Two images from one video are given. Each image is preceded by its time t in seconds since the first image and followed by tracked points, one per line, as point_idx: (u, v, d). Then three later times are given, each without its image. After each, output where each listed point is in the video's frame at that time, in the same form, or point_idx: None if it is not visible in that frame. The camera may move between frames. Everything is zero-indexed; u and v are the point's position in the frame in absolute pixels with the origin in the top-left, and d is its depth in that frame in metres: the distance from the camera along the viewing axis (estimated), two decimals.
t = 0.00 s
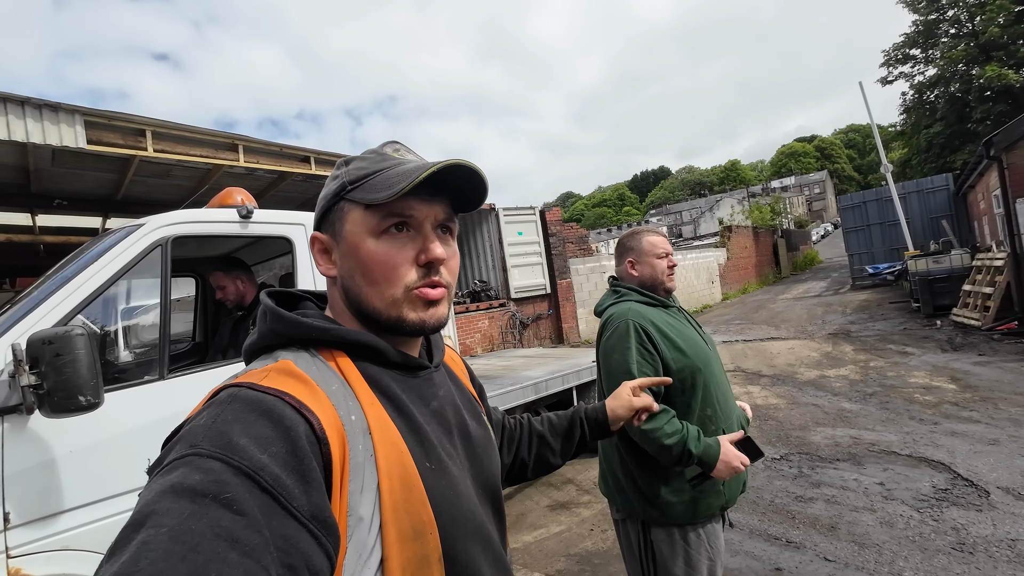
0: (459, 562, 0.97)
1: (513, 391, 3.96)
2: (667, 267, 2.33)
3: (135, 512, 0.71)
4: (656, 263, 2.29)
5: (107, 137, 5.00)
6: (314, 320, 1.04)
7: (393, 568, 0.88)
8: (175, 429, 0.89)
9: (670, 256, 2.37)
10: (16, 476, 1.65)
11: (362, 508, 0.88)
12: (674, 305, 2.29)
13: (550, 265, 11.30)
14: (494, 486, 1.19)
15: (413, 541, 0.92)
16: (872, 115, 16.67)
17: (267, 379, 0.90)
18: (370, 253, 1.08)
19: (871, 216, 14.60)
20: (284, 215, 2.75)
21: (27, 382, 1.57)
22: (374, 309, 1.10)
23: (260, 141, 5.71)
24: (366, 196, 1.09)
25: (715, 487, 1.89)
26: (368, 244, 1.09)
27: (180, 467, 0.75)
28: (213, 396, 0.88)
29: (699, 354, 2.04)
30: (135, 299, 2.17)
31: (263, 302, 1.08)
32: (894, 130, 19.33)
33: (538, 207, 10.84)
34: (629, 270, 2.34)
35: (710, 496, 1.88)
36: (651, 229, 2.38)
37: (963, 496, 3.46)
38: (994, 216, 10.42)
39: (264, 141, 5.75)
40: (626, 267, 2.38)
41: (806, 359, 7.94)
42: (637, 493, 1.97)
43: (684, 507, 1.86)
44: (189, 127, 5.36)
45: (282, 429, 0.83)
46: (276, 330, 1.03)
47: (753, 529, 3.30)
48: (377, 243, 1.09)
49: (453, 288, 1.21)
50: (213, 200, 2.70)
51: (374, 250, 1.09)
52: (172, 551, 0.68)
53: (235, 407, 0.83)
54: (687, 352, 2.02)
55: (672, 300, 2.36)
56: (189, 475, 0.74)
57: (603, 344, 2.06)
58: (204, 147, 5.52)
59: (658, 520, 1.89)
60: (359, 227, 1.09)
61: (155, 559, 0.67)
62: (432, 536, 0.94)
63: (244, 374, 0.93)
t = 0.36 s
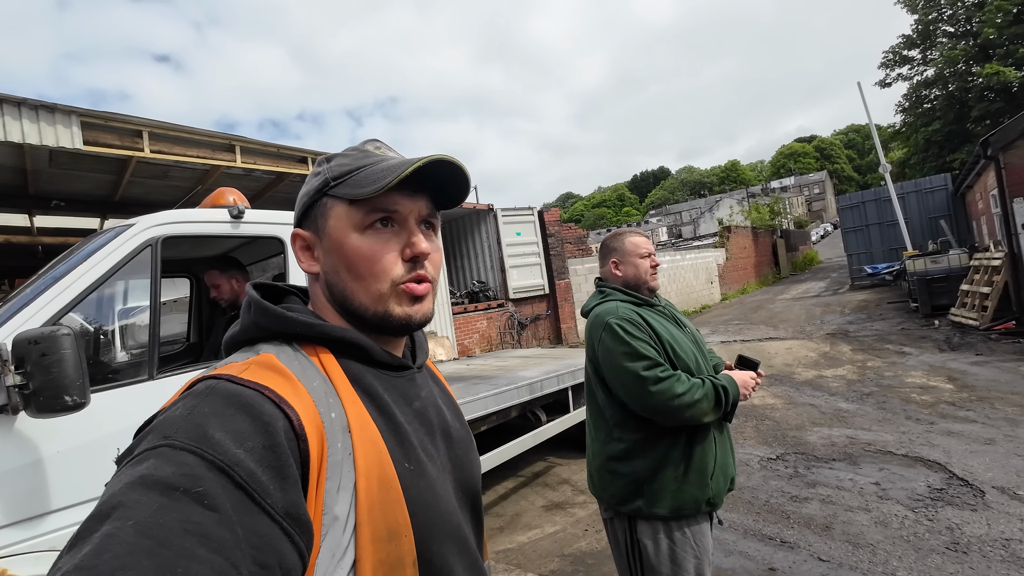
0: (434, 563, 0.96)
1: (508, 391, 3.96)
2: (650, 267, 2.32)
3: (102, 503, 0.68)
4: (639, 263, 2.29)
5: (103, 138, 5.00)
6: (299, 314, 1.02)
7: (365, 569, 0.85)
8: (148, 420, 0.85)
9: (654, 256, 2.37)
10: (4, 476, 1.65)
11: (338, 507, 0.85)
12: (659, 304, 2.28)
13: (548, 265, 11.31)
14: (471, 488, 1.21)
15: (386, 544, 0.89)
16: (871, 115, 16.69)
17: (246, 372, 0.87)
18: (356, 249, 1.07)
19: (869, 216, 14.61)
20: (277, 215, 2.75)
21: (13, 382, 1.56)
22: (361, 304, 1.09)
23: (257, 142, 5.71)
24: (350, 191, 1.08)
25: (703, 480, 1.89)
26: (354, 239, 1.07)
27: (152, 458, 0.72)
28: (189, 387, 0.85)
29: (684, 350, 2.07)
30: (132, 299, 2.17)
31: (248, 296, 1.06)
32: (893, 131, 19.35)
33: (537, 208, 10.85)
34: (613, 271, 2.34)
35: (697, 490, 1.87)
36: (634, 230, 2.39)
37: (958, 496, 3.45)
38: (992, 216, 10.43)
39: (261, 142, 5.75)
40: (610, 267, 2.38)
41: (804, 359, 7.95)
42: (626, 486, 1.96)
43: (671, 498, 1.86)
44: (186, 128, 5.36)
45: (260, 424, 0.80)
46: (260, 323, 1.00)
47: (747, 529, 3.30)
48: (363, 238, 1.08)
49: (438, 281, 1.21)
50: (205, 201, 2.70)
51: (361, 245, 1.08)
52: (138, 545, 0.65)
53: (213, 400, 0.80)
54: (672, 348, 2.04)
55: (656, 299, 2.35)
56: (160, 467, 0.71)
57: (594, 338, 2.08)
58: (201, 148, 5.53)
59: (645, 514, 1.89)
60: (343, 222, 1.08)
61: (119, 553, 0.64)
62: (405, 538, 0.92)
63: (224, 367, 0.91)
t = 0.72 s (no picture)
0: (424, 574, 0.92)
1: (504, 394, 3.91)
2: (636, 270, 2.25)
3: (86, 513, 0.63)
4: (622, 267, 2.24)
5: (97, 139, 4.95)
6: (292, 325, 0.97)
7: None
8: (134, 431, 0.81)
9: (642, 258, 2.28)
10: None
11: (327, 519, 0.80)
12: (649, 309, 2.22)
13: (546, 266, 11.26)
14: (462, 501, 1.17)
15: (374, 558, 0.84)
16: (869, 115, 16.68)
17: (239, 382, 0.83)
18: (361, 259, 1.03)
19: (869, 216, 14.58)
20: (266, 216, 2.69)
21: None
22: (362, 316, 1.04)
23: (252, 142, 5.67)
24: (359, 201, 1.05)
25: (693, 492, 1.83)
26: (361, 249, 1.03)
27: (140, 468, 0.68)
28: (180, 397, 0.81)
29: (675, 356, 2.03)
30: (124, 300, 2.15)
31: (240, 304, 1.00)
32: (892, 131, 19.33)
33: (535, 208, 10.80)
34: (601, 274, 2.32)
35: (690, 502, 1.83)
36: (628, 233, 2.33)
37: (960, 500, 3.41)
38: (991, 215, 10.39)
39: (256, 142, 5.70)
40: (599, 271, 2.36)
41: (803, 360, 7.90)
42: (618, 496, 1.91)
43: (663, 510, 1.81)
44: (180, 128, 5.31)
45: (251, 432, 0.76)
46: (251, 332, 0.95)
47: (746, 534, 3.25)
48: (369, 248, 1.05)
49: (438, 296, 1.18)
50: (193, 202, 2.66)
51: (366, 255, 1.04)
52: (125, 555, 0.61)
53: (204, 408, 0.76)
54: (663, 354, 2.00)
55: (646, 303, 2.27)
56: (148, 476, 0.67)
57: (580, 344, 2.04)
58: (196, 148, 5.48)
59: (639, 526, 1.84)
60: (350, 232, 1.04)
61: (105, 564, 0.59)
62: (393, 554, 0.86)
63: (215, 377, 0.86)
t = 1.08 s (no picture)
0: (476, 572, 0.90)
1: (505, 397, 3.85)
2: (632, 275, 2.17)
3: (147, 528, 0.68)
4: (618, 273, 2.19)
5: (91, 138, 4.85)
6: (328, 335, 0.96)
7: None
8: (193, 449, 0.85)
9: (640, 261, 2.18)
10: None
11: (374, 524, 0.81)
12: (649, 314, 2.16)
13: (546, 265, 11.18)
14: (514, 501, 1.11)
15: (425, 561, 0.84)
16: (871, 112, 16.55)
17: (281, 396, 0.84)
18: (401, 266, 1.04)
19: (870, 215, 14.48)
20: (260, 216, 2.61)
21: None
22: (403, 320, 1.05)
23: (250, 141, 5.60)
24: (394, 209, 1.05)
25: (694, 502, 1.80)
26: (399, 256, 1.04)
27: (193, 484, 0.71)
28: (230, 413, 0.83)
29: (680, 363, 1.94)
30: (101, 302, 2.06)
31: (279, 320, 1.00)
32: (894, 128, 19.19)
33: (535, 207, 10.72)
34: (601, 276, 2.31)
35: (690, 514, 1.80)
36: (630, 233, 2.24)
37: (970, 505, 3.34)
38: (995, 213, 10.30)
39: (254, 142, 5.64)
40: (603, 276, 2.34)
41: (806, 360, 7.82)
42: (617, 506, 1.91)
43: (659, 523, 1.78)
44: (176, 128, 5.23)
45: (293, 443, 0.77)
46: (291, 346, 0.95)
47: (752, 540, 3.18)
48: (405, 255, 1.06)
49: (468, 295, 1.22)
50: (185, 202, 2.59)
51: (404, 262, 1.05)
52: (181, 569, 0.64)
53: (248, 424, 0.78)
54: (664, 359, 1.93)
55: (648, 308, 2.18)
56: (200, 492, 0.70)
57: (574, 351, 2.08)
58: (192, 148, 5.40)
59: (640, 540, 1.82)
60: (385, 239, 1.04)
61: None
62: (444, 556, 0.86)
63: (260, 391, 0.88)
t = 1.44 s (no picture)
0: None
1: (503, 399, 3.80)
2: (631, 275, 2.13)
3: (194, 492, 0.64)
4: (615, 273, 2.14)
5: (86, 138, 4.81)
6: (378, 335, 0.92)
7: None
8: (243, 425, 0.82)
9: (639, 262, 2.13)
10: None
11: (395, 524, 0.75)
12: (646, 316, 2.10)
13: (546, 265, 11.12)
14: (536, 531, 0.98)
15: (445, 572, 0.77)
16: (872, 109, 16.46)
17: (326, 387, 0.79)
18: (465, 279, 1.03)
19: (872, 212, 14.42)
20: (252, 216, 2.56)
21: None
22: (460, 332, 1.04)
23: (247, 141, 5.57)
24: (464, 223, 1.05)
25: (693, 511, 1.75)
26: (463, 269, 1.03)
27: (239, 456, 0.67)
28: (280, 395, 0.79)
29: (679, 368, 1.89)
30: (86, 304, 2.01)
31: (337, 311, 0.97)
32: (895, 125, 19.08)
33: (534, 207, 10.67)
34: (599, 277, 2.27)
35: (689, 523, 1.75)
36: (629, 234, 2.19)
37: (975, 507, 3.29)
38: (997, 210, 10.23)
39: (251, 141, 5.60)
40: (600, 277, 2.30)
41: (807, 359, 7.77)
42: (612, 513, 1.88)
43: (655, 532, 1.75)
44: (173, 128, 5.18)
45: (333, 434, 0.72)
46: (342, 342, 0.91)
47: (754, 544, 3.14)
48: (470, 267, 1.04)
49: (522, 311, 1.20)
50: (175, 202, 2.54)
51: (469, 274, 1.04)
52: (221, 537, 0.61)
53: (296, 408, 0.74)
54: (660, 363, 1.87)
55: (647, 310, 2.13)
56: (245, 465, 0.66)
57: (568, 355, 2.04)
58: (189, 147, 5.35)
59: (636, 548, 1.78)
60: (452, 252, 1.04)
61: (204, 542, 0.60)
62: (464, 566, 0.79)
63: (306, 380, 0.83)
